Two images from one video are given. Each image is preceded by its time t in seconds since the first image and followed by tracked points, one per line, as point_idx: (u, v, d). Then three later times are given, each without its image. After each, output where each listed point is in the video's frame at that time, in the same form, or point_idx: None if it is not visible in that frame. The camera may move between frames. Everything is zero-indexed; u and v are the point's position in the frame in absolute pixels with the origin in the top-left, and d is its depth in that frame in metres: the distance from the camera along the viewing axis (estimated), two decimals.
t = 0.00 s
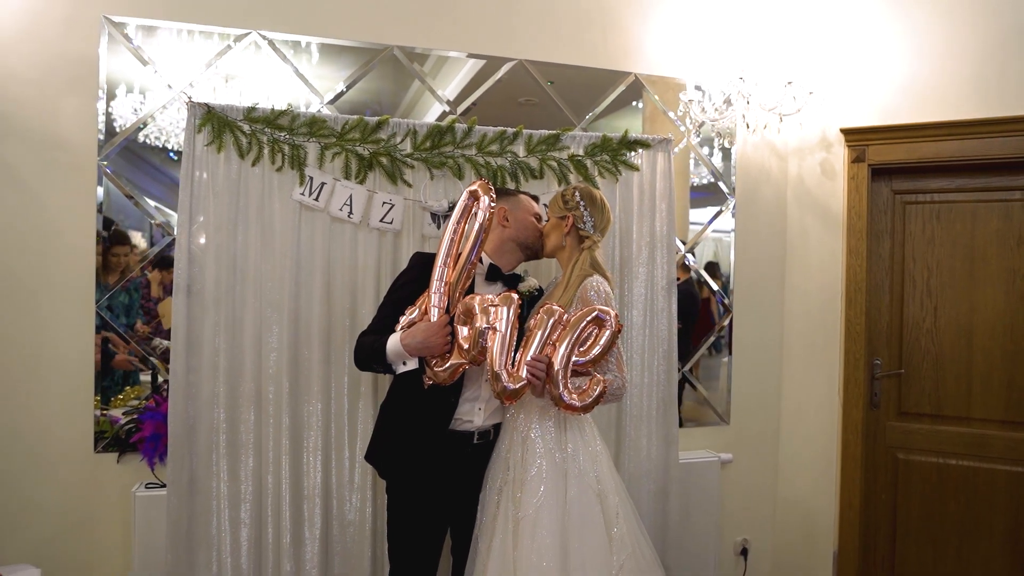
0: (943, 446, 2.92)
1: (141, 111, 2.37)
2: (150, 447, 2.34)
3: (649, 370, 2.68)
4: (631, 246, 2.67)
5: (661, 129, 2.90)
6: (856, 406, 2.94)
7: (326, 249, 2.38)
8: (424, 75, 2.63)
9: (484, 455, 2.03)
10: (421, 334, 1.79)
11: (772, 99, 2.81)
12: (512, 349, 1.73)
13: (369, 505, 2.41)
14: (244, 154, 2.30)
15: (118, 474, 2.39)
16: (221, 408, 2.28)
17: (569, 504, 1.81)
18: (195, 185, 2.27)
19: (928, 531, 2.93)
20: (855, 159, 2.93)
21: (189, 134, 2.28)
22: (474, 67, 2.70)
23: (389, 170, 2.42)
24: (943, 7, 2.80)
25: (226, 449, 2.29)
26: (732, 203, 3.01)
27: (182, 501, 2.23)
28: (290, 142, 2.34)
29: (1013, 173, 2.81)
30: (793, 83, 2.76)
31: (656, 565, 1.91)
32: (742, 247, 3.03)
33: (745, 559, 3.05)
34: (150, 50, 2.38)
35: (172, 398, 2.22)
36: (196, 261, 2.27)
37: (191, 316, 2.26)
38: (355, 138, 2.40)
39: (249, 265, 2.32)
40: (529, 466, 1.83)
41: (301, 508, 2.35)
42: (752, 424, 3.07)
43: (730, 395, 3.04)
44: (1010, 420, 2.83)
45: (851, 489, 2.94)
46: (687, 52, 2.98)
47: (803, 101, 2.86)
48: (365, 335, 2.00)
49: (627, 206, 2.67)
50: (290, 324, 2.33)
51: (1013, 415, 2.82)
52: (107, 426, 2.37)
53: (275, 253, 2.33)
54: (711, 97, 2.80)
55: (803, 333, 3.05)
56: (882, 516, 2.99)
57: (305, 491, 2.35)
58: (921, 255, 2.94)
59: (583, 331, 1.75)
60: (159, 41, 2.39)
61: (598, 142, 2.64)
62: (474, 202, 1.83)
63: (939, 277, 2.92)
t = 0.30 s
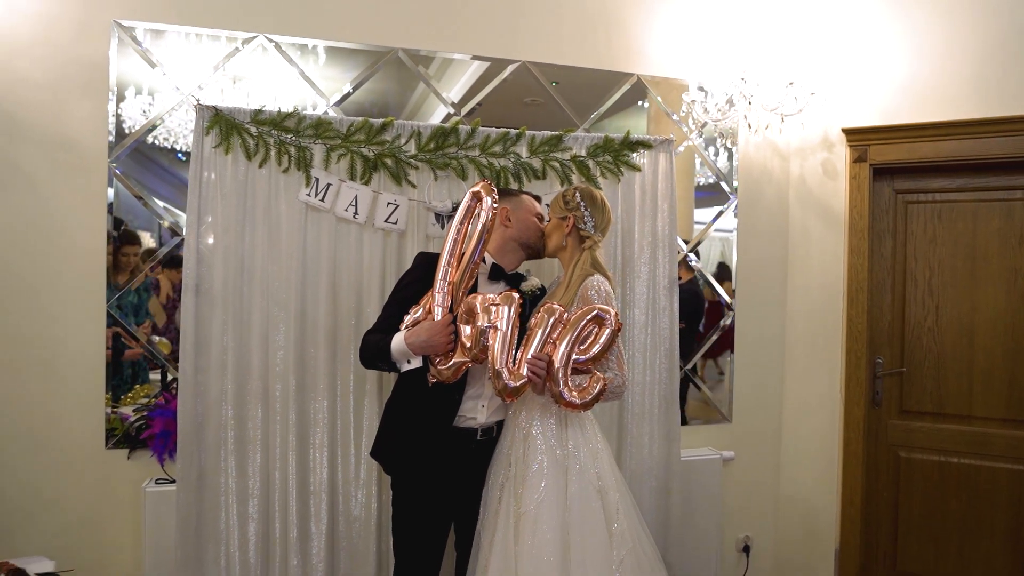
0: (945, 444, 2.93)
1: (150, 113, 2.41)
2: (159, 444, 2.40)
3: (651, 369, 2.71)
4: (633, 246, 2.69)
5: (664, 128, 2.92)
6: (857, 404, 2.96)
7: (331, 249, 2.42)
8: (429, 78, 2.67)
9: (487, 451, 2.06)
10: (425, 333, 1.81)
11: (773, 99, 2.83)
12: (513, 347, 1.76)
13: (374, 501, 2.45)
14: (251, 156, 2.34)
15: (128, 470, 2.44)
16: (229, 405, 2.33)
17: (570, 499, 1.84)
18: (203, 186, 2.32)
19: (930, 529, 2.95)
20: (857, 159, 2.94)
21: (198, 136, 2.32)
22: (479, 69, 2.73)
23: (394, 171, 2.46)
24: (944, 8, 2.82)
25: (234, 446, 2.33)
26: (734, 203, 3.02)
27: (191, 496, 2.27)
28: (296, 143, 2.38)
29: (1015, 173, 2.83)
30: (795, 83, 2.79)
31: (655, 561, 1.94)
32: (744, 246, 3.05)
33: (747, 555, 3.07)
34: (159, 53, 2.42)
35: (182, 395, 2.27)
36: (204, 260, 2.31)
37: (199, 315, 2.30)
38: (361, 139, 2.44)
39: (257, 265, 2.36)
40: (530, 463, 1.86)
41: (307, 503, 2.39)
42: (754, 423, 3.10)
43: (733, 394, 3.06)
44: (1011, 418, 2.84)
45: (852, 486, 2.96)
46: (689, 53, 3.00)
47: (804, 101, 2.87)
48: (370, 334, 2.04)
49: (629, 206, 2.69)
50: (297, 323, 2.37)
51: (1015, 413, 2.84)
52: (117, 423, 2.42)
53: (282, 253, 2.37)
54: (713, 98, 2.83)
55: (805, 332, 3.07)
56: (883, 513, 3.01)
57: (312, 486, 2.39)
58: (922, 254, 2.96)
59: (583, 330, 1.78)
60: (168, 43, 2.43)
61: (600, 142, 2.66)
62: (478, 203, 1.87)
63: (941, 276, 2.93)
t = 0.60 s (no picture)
0: (947, 441, 2.94)
1: (159, 112, 2.45)
2: (169, 438, 2.42)
3: (654, 365, 2.73)
4: (635, 244, 2.71)
5: (671, 126, 2.94)
6: (860, 401, 2.97)
7: (337, 247, 2.45)
8: (434, 78, 2.69)
9: (490, 446, 2.09)
10: (428, 329, 1.85)
11: (777, 98, 2.82)
12: (518, 344, 1.79)
13: (379, 495, 2.48)
14: (258, 155, 2.38)
15: (139, 463, 2.48)
16: (237, 400, 2.36)
17: (572, 494, 1.87)
18: (211, 184, 2.35)
19: (932, 525, 2.96)
20: (860, 157, 2.95)
21: (206, 136, 2.36)
22: (484, 70, 2.76)
23: (399, 170, 2.48)
24: (947, 6, 2.82)
25: (242, 441, 2.37)
26: (737, 201, 3.04)
27: (200, 489, 2.31)
28: (302, 143, 2.42)
29: (1018, 171, 2.83)
30: (798, 82, 2.80)
31: (657, 555, 1.97)
32: (747, 244, 3.07)
33: (750, 551, 3.09)
34: (167, 53, 2.46)
35: (191, 390, 2.31)
36: (213, 258, 2.34)
37: (208, 312, 2.34)
38: (366, 139, 2.47)
39: (264, 263, 2.39)
40: (534, 458, 1.89)
41: (314, 497, 2.43)
42: (757, 419, 3.11)
43: (736, 391, 3.07)
44: (1014, 416, 2.85)
45: (855, 482, 2.98)
46: (693, 52, 3.02)
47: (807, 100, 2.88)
48: (376, 331, 2.07)
49: (633, 204, 2.71)
50: (303, 320, 2.40)
51: (1018, 410, 2.84)
52: (127, 419, 2.46)
53: (289, 250, 2.41)
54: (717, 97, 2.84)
55: (808, 330, 3.08)
56: (886, 509, 3.03)
57: (318, 481, 2.43)
58: (925, 252, 2.97)
59: (587, 327, 1.81)
60: (176, 43, 2.46)
61: (603, 141, 2.69)
62: (478, 201, 1.89)
63: (944, 274, 2.94)
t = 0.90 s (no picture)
0: (954, 440, 2.95)
1: (172, 113, 2.50)
2: (183, 435, 2.48)
3: (660, 364, 2.75)
4: (642, 243, 2.74)
5: (677, 127, 2.96)
6: (867, 400, 2.98)
7: (348, 248, 2.49)
8: (443, 81, 2.73)
9: (497, 443, 2.13)
10: (435, 329, 1.88)
11: (783, 99, 2.84)
12: (527, 342, 1.82)
13: (388, 492, 2.52)
14: (270, 157, 2.42)
15: (153, 460, 2.53)
16: (249, 398, 2.40)
17: (580, 491, 1.89)
18: (224, 186, 2.40)
19: (939, 524, 2.96)
20: (866, 157, 2.97)
21: (219, 138, 2.41)
22: (492, 72, 2.79)
23: (408, 171, 2.52)
24: (953, 7, 2.83)
25: (254, 438, 2.41)
26: (744, 201, 3.05)
27: (213, 485, 2.35)
28: (313, 145, 2.46)
29: None
30: (804, 82, 2.81)
31: (662, 552, 1.99)
32: (754, 243, 3.08)
33: (757, 549, 3.10)
34: (182, 56, 2.51)
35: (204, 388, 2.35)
36: (226, 258, 2.39)
37: (221, 311, 2.39)
38: (375, 141, 2.50)
39: (276, 263, 2.43)
40: (541, 455, 1.92)
41: (325, 493, 2.47)
42: (764, 418, 3.12)
43: (743, 390, 3.09)
44: (1022, 415, 2.85)
45: (861, 481, 2.99)
46: (700, 54, 3.04)
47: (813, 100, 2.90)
48: (385, 330, 2.11)
49: (638, 204, 2.74)
50: (314, 319, 2.45)
51: None
52: (141, 416, 2.51)
53: (300, 251, 2.45)
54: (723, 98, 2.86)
55: (815, 329, 3.09)
56: (893, 508, 3.03)
57: (329, 477, 2.47)
58: (932, 252, 2.97)
59: (595, 326, 1.84)
60: (190, 46, 2.51)
61: (610, 142, 2.71)
62: (482, 203, 1.92)
63: (951, 274, 2.94)
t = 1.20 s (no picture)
0: (967, 443, 2.94)
1: (188, 116, 2.54)
2: (199, 434, 2.51)
3: (670, 365, 2.76)
4: (652, 245, 2.75)
5: (689, 130, 2.97)
6: (878, 402, 2.98)
7: (361, 250, 2.52)
8: (456, 85, 2.76)
9: (508, 443, 2.15)
10: (446, 329, 1.91)
11: (794, 100, 2.85)
12: (539, 343, 1.85)
13: (401, 491, 2.55)
14: (285, 161, 2.46)
15: (170, 458, 2.57)
16: (264, 398, 2.44)
17: (590, 490, 1.91)
18: (239, 189, 2.44)
19: (952, 527, 2.95)
20: (877, 159, 2.97)
21: (235, 142, 2.45)
22: (504, 76, 2.82)
23: (420, 173, 2.55)
24: (965, 9, 2.83)
25: (268, 437, 2.45)
26: (754, 203, 3.06)
27: (228, 483, 2.39)
28: (327, 149, 2.49)
29: None
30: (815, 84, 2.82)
31: (672, 551, 2.00)
32: (765, 245, 3.08)
33: (768, 551, 3.10)
34: (198, 60, 2.55)
35: (220, 388, 2.40)
36: (241, 260, 2.43)
37: (237, 313, 2.43)
38: (388, 144, 2.54)
39: (290, 265, 2.47)
40: (552, 455, 1.94)
41: (338, 492, 2.51)
42: (775, 420, 3.12)
43: (754, 392, 3.09)
44: None
45: (873, 483, 2.99)
46: (711, 56, 3.05)
47: (823, 102, 2.91)
48: (396, 331, 2.14)
49: (649, 206, 2.76)
50: (328, 321, 2.48)
51: None
52: (158, 415, 2.55)
53: (314, 253, 2.48)
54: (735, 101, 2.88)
55: (826, 331, 3.09)
56: (905, 510, 3.02)
57: (342, 476, 2.51)
58: (944, 253, 2.97)
59: (606, 327, 1.86)
60: (206, 50, 2.56)
61: (620, 145, 2.74)
62: (493, 206, 1.95)
63: (964, 276, 2.93)
